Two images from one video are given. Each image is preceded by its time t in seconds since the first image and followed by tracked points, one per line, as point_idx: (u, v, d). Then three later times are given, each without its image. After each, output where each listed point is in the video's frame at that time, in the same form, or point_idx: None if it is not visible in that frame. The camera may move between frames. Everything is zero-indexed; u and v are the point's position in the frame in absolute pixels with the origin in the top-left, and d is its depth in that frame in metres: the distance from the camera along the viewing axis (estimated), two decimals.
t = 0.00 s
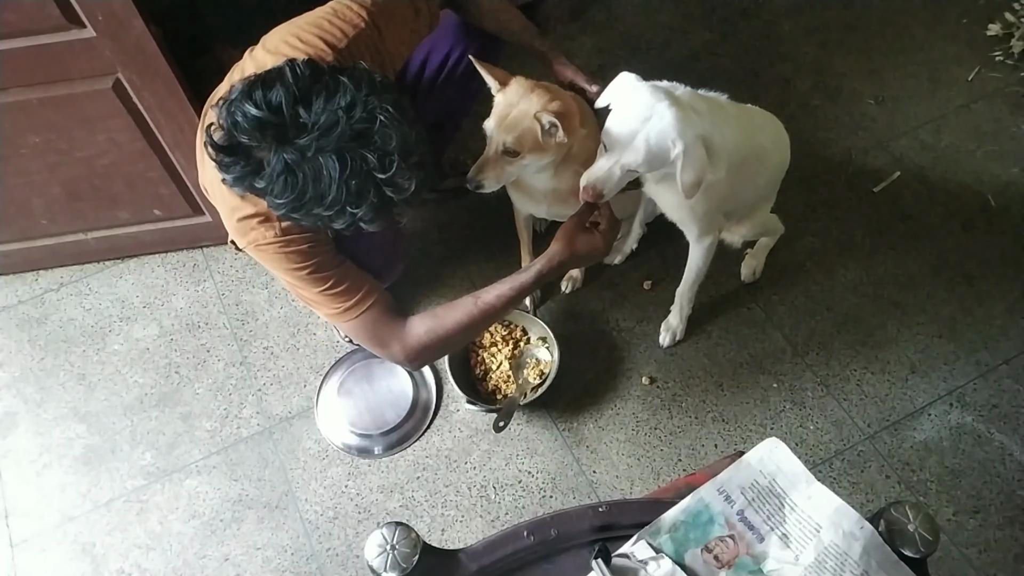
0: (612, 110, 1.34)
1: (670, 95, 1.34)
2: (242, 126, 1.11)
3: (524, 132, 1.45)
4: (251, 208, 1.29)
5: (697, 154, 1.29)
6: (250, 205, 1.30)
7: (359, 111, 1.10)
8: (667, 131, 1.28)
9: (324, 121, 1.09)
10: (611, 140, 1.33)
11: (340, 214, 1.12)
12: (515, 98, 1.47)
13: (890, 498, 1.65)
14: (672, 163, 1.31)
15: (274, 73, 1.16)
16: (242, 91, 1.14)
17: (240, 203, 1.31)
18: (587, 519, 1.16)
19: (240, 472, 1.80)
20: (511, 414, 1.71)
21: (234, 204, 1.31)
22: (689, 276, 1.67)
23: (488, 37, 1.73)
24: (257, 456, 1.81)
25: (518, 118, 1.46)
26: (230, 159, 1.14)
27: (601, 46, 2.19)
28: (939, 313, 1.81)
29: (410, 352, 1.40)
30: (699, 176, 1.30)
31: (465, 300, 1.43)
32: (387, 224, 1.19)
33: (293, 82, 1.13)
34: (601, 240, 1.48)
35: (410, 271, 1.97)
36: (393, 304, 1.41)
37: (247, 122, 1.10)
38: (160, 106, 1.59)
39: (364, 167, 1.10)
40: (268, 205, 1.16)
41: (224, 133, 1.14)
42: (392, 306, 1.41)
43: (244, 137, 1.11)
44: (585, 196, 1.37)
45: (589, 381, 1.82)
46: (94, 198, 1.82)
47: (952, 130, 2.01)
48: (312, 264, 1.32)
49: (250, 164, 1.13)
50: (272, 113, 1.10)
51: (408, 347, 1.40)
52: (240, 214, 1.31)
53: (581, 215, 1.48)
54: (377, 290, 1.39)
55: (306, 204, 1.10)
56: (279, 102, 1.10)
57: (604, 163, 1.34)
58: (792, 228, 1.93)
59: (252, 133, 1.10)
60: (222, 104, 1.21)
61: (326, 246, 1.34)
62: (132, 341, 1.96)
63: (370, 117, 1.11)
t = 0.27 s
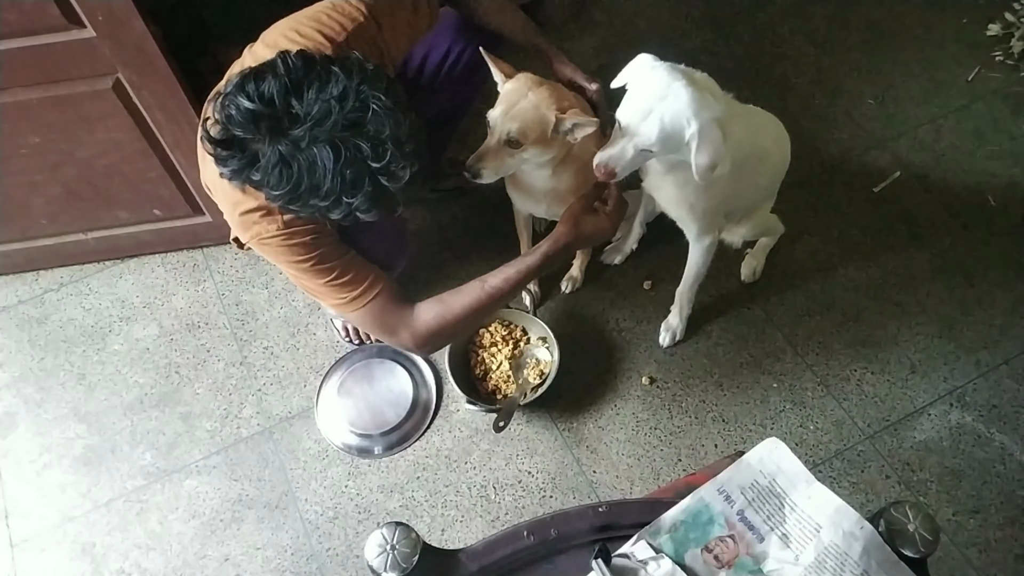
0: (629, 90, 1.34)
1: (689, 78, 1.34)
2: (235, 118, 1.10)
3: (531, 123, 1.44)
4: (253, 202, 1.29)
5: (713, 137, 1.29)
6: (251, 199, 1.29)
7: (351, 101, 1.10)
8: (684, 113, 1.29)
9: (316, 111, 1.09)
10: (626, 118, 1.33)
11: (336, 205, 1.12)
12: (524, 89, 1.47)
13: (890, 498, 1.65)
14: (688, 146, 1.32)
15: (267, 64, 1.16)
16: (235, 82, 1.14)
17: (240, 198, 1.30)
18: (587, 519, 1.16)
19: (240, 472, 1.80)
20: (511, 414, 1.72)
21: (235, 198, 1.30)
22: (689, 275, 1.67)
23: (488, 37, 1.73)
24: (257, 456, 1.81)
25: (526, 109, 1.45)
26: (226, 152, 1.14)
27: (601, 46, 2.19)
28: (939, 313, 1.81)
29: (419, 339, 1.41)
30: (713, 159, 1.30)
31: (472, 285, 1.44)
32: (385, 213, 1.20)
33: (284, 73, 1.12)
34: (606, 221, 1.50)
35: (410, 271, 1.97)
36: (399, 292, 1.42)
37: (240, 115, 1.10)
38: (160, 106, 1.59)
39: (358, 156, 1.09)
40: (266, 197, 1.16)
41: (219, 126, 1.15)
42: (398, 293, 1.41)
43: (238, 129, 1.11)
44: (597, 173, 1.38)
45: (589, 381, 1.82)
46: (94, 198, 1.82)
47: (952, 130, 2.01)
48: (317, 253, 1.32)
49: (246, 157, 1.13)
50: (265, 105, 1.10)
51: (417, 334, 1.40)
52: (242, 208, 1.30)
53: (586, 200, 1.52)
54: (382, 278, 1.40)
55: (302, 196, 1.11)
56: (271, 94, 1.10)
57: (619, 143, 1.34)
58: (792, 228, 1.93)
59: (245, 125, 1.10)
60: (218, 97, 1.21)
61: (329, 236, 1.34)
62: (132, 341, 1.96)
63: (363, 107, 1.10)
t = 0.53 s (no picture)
0: (647, 85, 1.34)
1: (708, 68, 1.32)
2: (235, 111, 1.11)
3: (535, 117, 1.43)
4: (256, 197, 1.29)
5: (734, 125, 1.27)
6: (255, 194, 1.29)
7: (349, 91, 1.10)
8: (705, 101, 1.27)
9: (315, 102, 1.09)
10: (645, 112, 1.32)
11: (336, 194, 1.12)
12: (528, 84, 1.46)
13: (890, 498, 1.64)
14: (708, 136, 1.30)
15: (265, 58, 1.16)
16: (235, 78, 1.15)
17: (244, 192, 1.30)
18: (587, 519, 1.16)
19: (240, 472, 1.80)
20: (511, 414, 1.72)
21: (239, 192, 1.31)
22: (690, 275, 1.67)
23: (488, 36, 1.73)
24: (257, 456, 1.81)
25: (530, 102, 1.43)
26: (227, 146, 1.15)
27: (601, 46, 2.18)
28: (939, 313, 1.81)
29: (426, 329, 1.42)
30: (734, 148, 1.28)
31: (480, 275, 1.43)
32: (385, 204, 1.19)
33: (283, 65, 1.12)
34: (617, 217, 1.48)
35: (410, 270, 1.97)
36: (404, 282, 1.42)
37: (239, 108, 1.10)
38: (160, 106, 1.59)
39: (357, 147, 1.09)
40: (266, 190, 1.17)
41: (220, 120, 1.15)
42: (403, 284, 1.42)
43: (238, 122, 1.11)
44: (618, 169, 1.37)
45: (589, 381, 1.82)
46: (94, 198, 1.82)
47: (952, 130, 2.01)
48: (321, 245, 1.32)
49: (247, 150, 1.13)
50: (264, 97, 1.10)
51: (423, 322, 1.41)
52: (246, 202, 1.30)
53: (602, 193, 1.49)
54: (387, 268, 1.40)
55: (302, 187, 1.11)
56: (270, 86, 1.10)
57: (638, 137, 1.33)
58: (793, 228, 1.93)
59: (245, 117, 1.10)
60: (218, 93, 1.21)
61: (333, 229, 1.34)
62: (132, 341, 1.96)
63: (361, 97, 1.10)
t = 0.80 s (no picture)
0: (660, 94, 1.34)
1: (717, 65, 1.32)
2: (234, 106, 1.11)
3: (538, 115, 1.43)
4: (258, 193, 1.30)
5: (753, 120, 1.28)
6: (257, 190, 1.30)
7: (348, 85, 1.10)
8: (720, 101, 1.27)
9: (313, 97, 1.09)
10: (664, 121, 1.33)
11: (333, 189, 1.12)
12: (531, 83, 1.46)
13: (890, 498, 1.64)
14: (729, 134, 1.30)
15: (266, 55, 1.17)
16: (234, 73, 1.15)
17: (246, 188, 1.30)
18: (587, 519, 1.16)
19: (240, 472, 1.80)
20: (511, 414, 1.72)
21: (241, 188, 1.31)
22: (692, 275, 1.67)
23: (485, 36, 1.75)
24: (257, 456, 1.81)
25: (533, 100, 1.43)
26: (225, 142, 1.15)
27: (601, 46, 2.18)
28: (939, 313, 1.81)
29: (422, 332, 1.42)
30: (758, 142, 1.29)
31: (479, 281, 1.44)
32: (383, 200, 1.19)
33: (281, 60, 1.13)
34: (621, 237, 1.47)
35: (410, 270, 1.97)
36: (404, 285, 1.42)
37: (238, 102, 1.10)
38: (160, 106, 1.59)
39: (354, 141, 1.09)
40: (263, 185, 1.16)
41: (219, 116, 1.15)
42: (402, 287, 1.42)
43: (236, 116, 1.12)
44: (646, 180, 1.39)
45: (589, 381, 1.82)
46: (94, 198, 1.82)
47: (952, 130, 2.01)
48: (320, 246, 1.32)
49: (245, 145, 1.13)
50: (262, 92, 1.10)
51: (420, 326, 1.41)
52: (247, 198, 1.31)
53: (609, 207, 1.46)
54: (386, 270, 1.40)
55: (299, 181, 1.10)
56: (268, 80, 1.11)
57: (663, 147, 1.35)
58: (793, 228, 1.93)
59: (243, 112, 1.10)
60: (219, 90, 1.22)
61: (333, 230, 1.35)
62: (132, 341, 1.96)
63: (358, 91, 1.10)
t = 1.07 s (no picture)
0: (649, 121, 1.37)
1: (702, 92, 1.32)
2: (247, 80, 1.11)
3: (541, 116, 1.43)
4: (263, 179, 1.31)
5: (736, 154, 1.29)
6: (262, 176, 1.31)
7: (360, 62, 1.10)
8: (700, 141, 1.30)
9: (326, 73, 1.09)
10: (648, 151, 1.38)
11: (343, 165, 1.13)
12: (536, 84, 1.46)
13: (890, 498, 1.65)
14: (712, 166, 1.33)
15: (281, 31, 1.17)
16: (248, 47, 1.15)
17: (251, 174, 1.32)
18: (587, 519, 1.16)
19: (240, 472, 1.80)
20: (511, 414, 1.72)
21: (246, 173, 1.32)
22: (693, 275, 1.67)
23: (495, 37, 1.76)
24: (257, 456, 1.81)
25: (537, 101, 1.44)
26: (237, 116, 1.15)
27: (601, 46, 2.18)
28: (939, 313, 1.81)
29: (401, 336, 1.42)
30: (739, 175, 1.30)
31: (460, 294, 1.41)
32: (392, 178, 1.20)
33: (295, 36, 1.13)
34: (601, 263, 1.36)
35: (410, 270, 1.97)
36: (390, 288, 1.42)
37: (252, 77, 1.11)
38: (160, 106, 1.59)
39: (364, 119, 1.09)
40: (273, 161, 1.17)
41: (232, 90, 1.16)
42: (389, 289, 1.41)
43: (249, 91, 1.12)
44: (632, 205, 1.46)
45: (589, 381, 1.82)
46: (94, 198, 1.82)
47: (952, 130, 2.01)
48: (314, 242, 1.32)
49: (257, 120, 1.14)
50: (275, 66, 1.10)
51: (399, 330, 1.42)
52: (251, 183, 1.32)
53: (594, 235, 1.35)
54: (378, 271, 1.40)
55: (310, 156, 1.11)
56: (282, 55, 1.11)
57: (645, 175, 1.40)
58: (792, 228, 1.93)
59: (256, 86, 1.11)
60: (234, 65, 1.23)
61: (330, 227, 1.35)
62: (132, 341, 1.96)
63: (370, 68, 1.10)
